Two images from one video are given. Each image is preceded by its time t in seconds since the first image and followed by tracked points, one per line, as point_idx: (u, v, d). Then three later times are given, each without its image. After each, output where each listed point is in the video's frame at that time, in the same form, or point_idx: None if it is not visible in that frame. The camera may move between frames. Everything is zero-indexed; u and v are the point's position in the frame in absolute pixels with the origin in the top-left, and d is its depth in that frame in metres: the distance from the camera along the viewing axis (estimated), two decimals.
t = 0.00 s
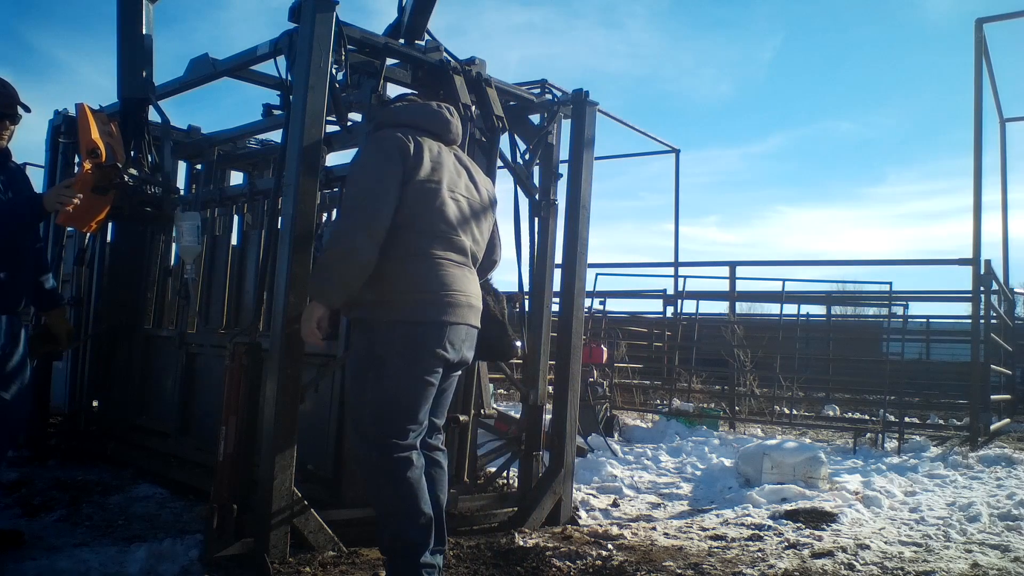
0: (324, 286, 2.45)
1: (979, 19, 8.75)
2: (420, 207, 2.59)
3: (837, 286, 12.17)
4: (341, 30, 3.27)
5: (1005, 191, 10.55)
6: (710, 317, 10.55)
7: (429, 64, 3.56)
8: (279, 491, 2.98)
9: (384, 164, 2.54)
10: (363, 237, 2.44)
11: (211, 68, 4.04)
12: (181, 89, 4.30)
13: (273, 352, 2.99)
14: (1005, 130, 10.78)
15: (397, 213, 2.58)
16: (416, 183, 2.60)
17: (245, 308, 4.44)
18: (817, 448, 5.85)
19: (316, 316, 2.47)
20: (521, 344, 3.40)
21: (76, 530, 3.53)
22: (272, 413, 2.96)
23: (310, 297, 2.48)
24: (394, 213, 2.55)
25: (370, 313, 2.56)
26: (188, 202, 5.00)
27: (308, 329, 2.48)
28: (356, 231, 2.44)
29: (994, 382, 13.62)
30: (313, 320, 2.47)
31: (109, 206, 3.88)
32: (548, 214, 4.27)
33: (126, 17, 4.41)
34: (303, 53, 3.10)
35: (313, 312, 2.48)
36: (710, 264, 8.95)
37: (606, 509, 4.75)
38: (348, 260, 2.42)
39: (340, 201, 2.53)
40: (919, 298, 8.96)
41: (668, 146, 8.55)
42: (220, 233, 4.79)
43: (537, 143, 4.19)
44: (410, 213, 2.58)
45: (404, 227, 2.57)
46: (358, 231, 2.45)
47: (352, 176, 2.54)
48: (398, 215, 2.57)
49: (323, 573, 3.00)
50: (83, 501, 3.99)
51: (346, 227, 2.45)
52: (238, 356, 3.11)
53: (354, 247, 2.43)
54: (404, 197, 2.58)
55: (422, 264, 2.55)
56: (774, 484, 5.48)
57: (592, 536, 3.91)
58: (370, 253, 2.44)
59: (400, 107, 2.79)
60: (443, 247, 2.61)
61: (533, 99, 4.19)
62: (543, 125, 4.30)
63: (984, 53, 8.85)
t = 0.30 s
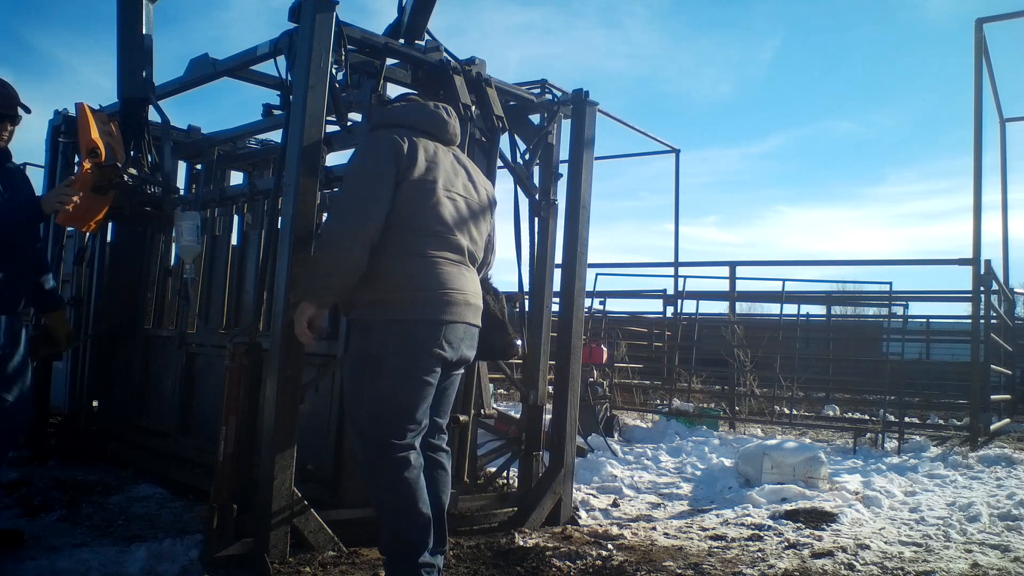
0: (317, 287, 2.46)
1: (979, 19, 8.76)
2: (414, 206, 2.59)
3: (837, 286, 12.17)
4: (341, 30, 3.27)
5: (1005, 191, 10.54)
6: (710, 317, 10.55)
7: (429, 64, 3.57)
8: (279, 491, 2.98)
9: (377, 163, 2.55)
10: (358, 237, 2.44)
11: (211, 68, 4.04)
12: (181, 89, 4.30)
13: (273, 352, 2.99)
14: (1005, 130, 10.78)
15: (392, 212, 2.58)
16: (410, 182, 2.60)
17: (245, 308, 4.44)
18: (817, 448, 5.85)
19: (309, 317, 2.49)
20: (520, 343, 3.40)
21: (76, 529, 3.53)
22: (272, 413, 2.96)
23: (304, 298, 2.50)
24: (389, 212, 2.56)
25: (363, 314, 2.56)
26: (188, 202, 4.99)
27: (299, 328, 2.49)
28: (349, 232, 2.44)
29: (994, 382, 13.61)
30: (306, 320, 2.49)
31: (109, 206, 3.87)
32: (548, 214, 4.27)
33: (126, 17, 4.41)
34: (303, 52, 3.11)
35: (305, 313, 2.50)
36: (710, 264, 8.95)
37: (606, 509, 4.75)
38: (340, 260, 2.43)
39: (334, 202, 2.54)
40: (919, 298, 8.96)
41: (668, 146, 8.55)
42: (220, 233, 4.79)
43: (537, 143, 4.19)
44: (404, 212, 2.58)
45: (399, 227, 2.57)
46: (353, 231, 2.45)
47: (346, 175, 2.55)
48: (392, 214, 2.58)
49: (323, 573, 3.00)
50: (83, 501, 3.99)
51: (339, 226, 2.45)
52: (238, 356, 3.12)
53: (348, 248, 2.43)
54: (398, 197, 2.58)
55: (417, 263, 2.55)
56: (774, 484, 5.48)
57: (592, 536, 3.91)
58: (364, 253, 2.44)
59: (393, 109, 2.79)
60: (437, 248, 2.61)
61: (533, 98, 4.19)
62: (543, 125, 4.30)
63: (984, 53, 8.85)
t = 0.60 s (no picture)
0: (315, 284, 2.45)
1: (978, 19, 8.76)
2: (414, 204, 2.59)
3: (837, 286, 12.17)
4: (341, 30, 3.27)
5: (1005, 191, 10.55)
6: (710, 317, 10.56)
7: (429, 64, 3.58)
8: (278, 491, 2.98)
9: (378, 161, 2.55)
10: (359, 235, 2.45)
11: (212, 68, 4.04)
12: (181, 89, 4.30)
13: (272, 352, 3.00)
14: (1005, 130, 10.79)
15: (392, 210, 2.58)
16: (410, 181, 2.61)
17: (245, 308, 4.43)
18: (817, 448, 5.85)
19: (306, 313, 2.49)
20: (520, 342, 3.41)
21: (76, 529, 3.53)
22: (272, 413, 2.96)
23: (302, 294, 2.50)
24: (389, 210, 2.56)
25: (361, 312, 2.56)
26: (188, 202, 4.99)
27: (299, 325, 2.49)
28: (348, 230, 2.45)
29: (994, 381, 13.62)
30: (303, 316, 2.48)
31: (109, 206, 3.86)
32: (548, 214, 4.27)
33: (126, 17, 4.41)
34: (303, 52, 3.11)
35: (303, 309, 2.49)
36: (710, 264, 8.95)
37: (606, 509, 4.75)
38: (339, 257, 2.42)
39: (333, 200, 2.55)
40: (919, 298, 8.96)
41: (668, 146, 8.55)
42: (220, 233, 4.79)
43: (537, 143, 4.19)
44: (404, 211, 2.58)
45: (399, 225, 2.58)
46: (353, 229, 2.45)
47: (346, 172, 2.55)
48: (392, 213, 2.58)
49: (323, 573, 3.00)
50: (83, 501, 3.99)
51: (338, 223, 2.45)
52: (238, 356, 3.12)
53: (346, 245, 2.43)
54: (399, 195, 2.58)
55: (417, 262, 2.55)
56: (774, 484, 5.48)
57: (592, 536, 3.91)
58: (363, 251, 2.44)
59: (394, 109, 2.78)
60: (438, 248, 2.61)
61: (533, 98, 4.19)
62: (543, 125, 4.30)
63: (984, 53, 8.85)
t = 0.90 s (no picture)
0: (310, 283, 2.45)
1: (979, 19, 8.75)
2: (409, 204, 2.59)
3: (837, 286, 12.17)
4: (340, 30, 3.27)
5: (1005, 191, 10.54)
6: (710, 317, 10.56)
7: (429, 64, 3.59)
8: (278, 491, 2.98)
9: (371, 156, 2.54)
10: (354, 233, 2.43)
11: (212, 68, 4.04)
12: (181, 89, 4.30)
13: (272, 352, 2.99)
14: (1005, 130, 10.78)
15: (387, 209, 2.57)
16: (405, 179, 2.61)
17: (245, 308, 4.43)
18: (817, 448, 5.85)
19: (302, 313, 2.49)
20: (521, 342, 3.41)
21: (76, 529, 3.53)
22: (272, 413, 2.97)
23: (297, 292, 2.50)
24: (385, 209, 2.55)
25: (351, 311, 2.54)
26: (188, 202, 4.98)
27: (295, 330, 2.51)
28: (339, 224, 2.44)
29: (994, 381, 13.62)
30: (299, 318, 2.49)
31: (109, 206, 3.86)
32: (548, 214, 4.27)
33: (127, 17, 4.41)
34: (303, 52, 3.11)
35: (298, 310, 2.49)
36: (711, 264, 8.95)
37: (606, 509, 4.75)
38: (334, 255, 2.41)
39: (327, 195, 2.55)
40: (919, 298, 8.95)
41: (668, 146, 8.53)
42: (220, 234, 4.78)
43: (537, 143, 4.19)
44: (398, 210, 2.58)
45: (394, 224, 2.57)
46: (348, 227, 2.44)
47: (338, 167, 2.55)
48: (388, 212, 2.57)
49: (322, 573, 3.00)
50: (82, 501, 3.99)
51: (331, 219, 2.45)
52: (238, 356, 3.12)
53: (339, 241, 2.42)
54: (393, 193, 2.58)
55: (411, 261, 2.54)
56: (774, 484, 5.48)
57: (592, 536, 3.91)
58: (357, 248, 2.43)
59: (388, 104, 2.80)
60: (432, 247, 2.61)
61: (533, 98, 4.20)
62: (543, 125, 4.30)
63: (984, 53, 8.85)
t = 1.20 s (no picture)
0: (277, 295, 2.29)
1: (978, 19, 8.76)
2: (383, 207, 2.50)
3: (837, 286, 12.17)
4: (340, 30, 3.28)
5: (1005, 191, 10.55)
6: (710, 317, 10.56)
7: (429, 64, 3.59)
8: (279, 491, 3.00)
9: (343, 157, 2.39)
10: (328, 237, 2.27)
11: (212, 68, 4.05)
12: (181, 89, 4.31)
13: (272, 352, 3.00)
14: (1005, 130, 10.79)
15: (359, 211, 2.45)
16: (379, 182, 2.49)
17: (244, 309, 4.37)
18: (817, 448, 5.85)
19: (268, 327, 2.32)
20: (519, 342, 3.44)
21: (76, 529, 3.54)
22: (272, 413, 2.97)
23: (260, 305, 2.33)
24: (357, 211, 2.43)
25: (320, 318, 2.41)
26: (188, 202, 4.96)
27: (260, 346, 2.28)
28: (310, 230, 2.27)
29: (994, 381, 13.63)
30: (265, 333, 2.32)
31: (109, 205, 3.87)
32: (548, 214, 4.27)
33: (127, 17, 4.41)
34: (303, 52, 3.11)
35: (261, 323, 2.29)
36: (710, 264, 8.96)
37: (606, 509, 4.75)
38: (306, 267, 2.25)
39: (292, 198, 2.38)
40: (919, 298, 8.95)
41: (668, 146, 8.52)
42: (220, 233, 4.76)
43: (537, 143, 4.20)
44: (372, 214, 2.47)
45: (367, 227, 2.46)
46: (321, 231, 2.27)
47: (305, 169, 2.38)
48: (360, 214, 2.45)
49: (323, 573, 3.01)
50: (82, 501, 3.99)
51: (301, 226, 2.29)
52: (238, 356, 3.12)
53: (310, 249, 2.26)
54: (367, 196, 2.47)
55: (384, 266, 2.45)
56: (774, 484, 5.48)
57: (592, 536, 3.91)
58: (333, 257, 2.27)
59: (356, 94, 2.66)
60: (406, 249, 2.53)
61: (533, 99, 4.19)
62: (543, 125, 4.30)
63: (983, 53, 8.86)
